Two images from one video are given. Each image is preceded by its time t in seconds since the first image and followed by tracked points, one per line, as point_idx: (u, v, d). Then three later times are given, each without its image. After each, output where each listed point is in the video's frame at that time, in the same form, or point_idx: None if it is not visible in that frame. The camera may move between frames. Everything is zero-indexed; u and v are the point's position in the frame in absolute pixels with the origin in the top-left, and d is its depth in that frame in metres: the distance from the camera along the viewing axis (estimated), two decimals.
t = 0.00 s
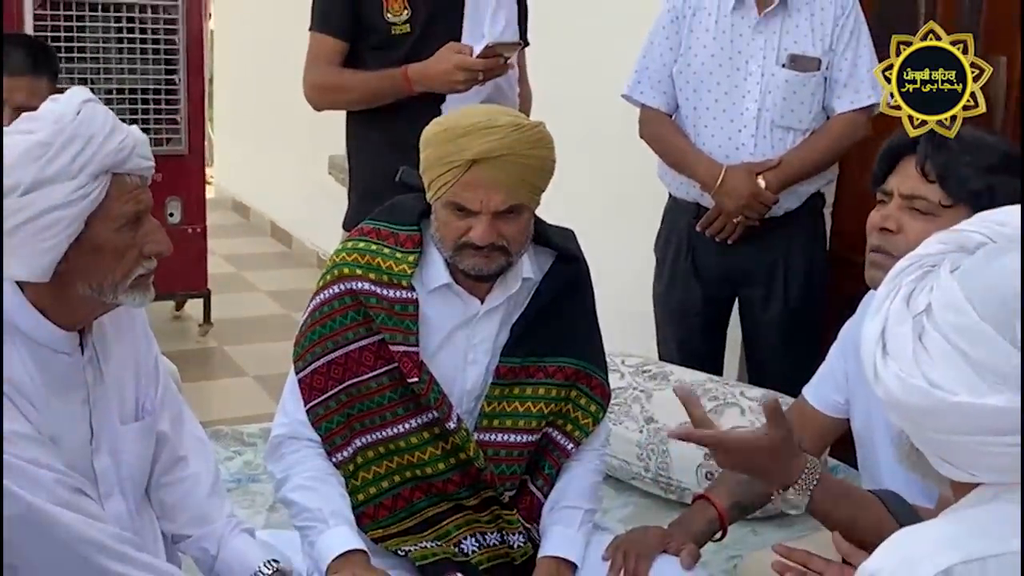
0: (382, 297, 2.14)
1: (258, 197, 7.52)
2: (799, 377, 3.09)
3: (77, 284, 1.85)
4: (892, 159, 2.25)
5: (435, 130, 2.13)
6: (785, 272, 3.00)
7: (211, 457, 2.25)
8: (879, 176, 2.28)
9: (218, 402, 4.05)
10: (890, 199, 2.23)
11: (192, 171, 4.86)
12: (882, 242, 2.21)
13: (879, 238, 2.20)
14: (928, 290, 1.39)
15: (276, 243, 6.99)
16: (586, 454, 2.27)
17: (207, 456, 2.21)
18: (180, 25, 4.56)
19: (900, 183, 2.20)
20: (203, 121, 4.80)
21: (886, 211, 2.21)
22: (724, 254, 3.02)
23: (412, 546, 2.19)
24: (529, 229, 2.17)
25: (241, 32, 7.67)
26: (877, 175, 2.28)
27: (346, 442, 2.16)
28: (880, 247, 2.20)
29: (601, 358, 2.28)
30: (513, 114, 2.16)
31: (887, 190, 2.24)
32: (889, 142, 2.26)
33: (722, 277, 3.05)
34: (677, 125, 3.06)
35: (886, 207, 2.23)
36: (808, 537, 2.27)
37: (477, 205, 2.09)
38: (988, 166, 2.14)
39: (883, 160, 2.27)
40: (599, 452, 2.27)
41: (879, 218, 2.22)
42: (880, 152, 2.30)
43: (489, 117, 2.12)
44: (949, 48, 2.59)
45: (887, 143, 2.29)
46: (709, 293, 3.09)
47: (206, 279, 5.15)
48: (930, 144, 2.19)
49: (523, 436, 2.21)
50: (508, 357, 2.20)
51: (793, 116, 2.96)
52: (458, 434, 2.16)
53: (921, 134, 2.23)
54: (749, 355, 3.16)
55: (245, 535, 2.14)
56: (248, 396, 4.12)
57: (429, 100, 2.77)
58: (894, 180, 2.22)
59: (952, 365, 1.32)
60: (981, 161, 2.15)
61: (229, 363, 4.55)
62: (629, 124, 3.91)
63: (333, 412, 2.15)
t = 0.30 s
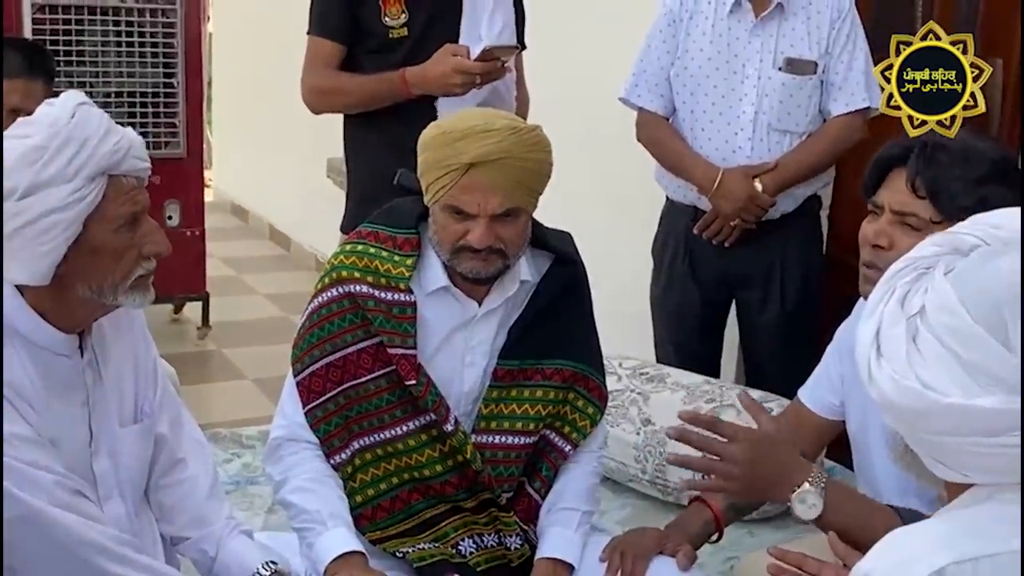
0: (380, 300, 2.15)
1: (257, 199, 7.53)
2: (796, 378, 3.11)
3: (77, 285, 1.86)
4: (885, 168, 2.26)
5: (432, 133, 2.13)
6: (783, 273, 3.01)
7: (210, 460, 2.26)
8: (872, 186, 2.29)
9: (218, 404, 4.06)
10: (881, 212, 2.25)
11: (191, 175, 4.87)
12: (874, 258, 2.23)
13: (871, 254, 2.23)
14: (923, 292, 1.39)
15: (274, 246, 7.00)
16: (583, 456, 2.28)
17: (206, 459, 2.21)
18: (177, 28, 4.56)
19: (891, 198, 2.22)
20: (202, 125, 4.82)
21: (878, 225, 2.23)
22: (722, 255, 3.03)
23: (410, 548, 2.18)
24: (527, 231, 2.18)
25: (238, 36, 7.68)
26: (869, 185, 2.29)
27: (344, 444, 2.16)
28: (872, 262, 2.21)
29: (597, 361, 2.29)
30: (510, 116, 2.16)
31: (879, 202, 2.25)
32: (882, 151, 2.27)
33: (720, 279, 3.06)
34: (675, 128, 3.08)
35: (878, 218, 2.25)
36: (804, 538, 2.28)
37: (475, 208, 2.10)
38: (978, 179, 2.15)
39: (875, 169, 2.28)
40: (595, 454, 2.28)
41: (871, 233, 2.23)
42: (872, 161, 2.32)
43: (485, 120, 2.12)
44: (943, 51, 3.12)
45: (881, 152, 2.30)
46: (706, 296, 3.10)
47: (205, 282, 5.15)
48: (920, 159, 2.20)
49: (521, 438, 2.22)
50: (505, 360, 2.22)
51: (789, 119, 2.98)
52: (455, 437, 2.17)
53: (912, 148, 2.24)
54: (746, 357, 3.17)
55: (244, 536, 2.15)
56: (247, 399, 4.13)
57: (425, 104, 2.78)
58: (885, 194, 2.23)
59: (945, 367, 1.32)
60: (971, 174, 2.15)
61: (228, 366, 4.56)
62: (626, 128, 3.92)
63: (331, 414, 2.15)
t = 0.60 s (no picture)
0: (392, 301, 2.40)
1: (278, 208, 7.82)
2: (767, 371, 3.42)
3: (118, 291, 2.08)
4: (844, 190, 2.50)
5: (438, 152, 2.38)
6: (754, 276, 3.33)
7: (237, 446, 2.50)
8: (830, 208, 2.54)
9: (244, 394, 4.33)
10: (842, 231, 2.50)
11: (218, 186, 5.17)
12: (840, 272, 2.48)
13: (836, 270, 2.48)
14: (873, 295, 1.55)
15: (294, 253, 7.28)
16: (575, 441, 2.53)
17: (234, 444, 2.44)
18: (208, 56, 5.05)
19: (850, 218, 2.46)
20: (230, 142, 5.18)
21: (840, 243, 2.48)
22: (702, 260, 3.35)
23: (419, 524, 2.43)
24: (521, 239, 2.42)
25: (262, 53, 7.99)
26: (828, 208, 2.54)
27: (358, 431, 2.40)
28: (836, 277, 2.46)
29: (588, 356, 2.54)
30: (508, 137, 2.41)
31: (840, 223, 2.50)
32: (842, 175, 2.51)
33: (697, 283, 3.39)
34: (656, 146, 3.42)
35: (840, 238, 2.50)
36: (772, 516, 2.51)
37: (476, 218, 2.34)
38: (929, 198, 2.37)
39: (831, 196, 2.54)
40: (586, 440, 2.53)
41: (835, 252, 2.49)
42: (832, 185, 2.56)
43: (486, 141, 2.36)
44: (943, 53, 3.59)
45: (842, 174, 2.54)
46: (686, 298, 3.43)
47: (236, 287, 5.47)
48: (875, 183, 2.43)
49: (518, 425, 2.47)
50: (505, 354, 2.47)
51: (760, 138, 3.30)
52: (460, 423, 2.42)
53: (868, 171, 2.47)
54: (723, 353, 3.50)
55: (268, 515, 2.38)
56: (271, 390, 4.39)
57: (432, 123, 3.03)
58: (845, 215, 2.48)
59: (894, 360, 1.46)
60: (919, 195, 2.37)
61: (253, 360, 4.83)
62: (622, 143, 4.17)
63: (347, 403, 2.40)
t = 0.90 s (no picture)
0: (395, 302, 2.52)
1: (288, 211, 7.94)
2: (754, 369, 3.56)
3: (135, 298, 2.18)
4: (834, 193, 2.59)
5: (438, 160, 2.50)
6: (743, 278, 3.46)
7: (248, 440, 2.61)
8: (822, 209, 2.63)
9: (255, 391, 4.46)
10: (835, 231, 2.57)
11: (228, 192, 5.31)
12: (830, 271, 2.56)
13: (826, 267, 2.56)
14: (864, 293, 1.57)
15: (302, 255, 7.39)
16: (570, 436, 2.66)
17: (244, 439, 2.53)
18: (221, 69, 5.33)
19: (842, 218, 2.54)
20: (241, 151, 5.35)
21: (832, 241, 2.56)
22: (692, 264, 3.47)
23: (421, 515, 2.54)
24: (518, 243, 2.53)
25: (270, 59, 8.12)
26: (821, 208, 2.62)
27: (363, 427, 2.52)
28: (825, 275, 2.55)
29: (583, 355, 2.67)
30: (505, 146, 2.52)
31: (832, 223, 2.58)
32: (834, 178, 2.60)
33: (688, 285, 3.51)
34: (648, 154, 3.57)
35: (831, 237, 2.57)
36: (758, 508, 2.63)
37: (474, 224, 2.45)
38: (916, 203, 2.47)
39: (824, 196, 2.62)
40: (580, 435, 2.66)
41: (827, 249, 2.56)
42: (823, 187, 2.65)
43: (483, 149, 2.48)
44: (943, 53, 3.75)
45: (832, 178, 2.64)
46: (676, 300, 3.56)
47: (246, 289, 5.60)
48: (868, 185, 2.52)
49: (516, 421, 2.58)
50: (503, 353, 2.59)
51: (746, 147, 3.45)
52: (460, 420, 2.53)
53: (861, 174, 2.56)
54: (712, 352, 3.63)
55: (278, 506, 2.48)
56: (281, 387, 4.51)
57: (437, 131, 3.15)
58: (837, 215, 2.56)
59: (880, 360, 1.48)
60: (908, 197, 2.47)
61: (263, 359, 4.95)
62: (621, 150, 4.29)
63: (353, 400, 2.51)
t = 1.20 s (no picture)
0: (397, 304, 2.61)
1: (293, 216, 8.03)
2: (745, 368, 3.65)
3: (145, 298, 2.25)
4: (820, 199, 2.69)
5: (440, 167, 2.59)
6: (734, 280, 3.55)
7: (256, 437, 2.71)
8: (809, 214, 2.72)
9: (262, 390, 4.54)
10: (820, 235, 2.67)
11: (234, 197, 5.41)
12: (817, 273, 2.66)
13: (814, 271, 2.66)
14: (838, 303, 1.66)
15: (307, 259, 7.49)
16: (567, 432, 2.76)
17: (251, 436, 2.61)
18: (229, 78, 5.44)
19: (828, 224, 2.63)
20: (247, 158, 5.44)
21: (818, 245, 2.66)
22: (685, 267, 3.57)
23: (423, 510, 2.63)
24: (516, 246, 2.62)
25: (276, 66, 8.21)
26: (808, 212, 2.72)
27: (366, 425, 2.61)
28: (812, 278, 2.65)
29: (579, 355, 2.76)
30: (504, 153, 2.62)
31: (818, 227, 2.67)
32: (820, 184, 2.70)
33: (681, 287, 3.60)
34: (641, 161, 3.66)
35: (817, 241, 2.67)
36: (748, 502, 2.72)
37: (474, 228, 2.54)
38: (900, 209, 2.56)
39: (811, 201, 2.71)
40: (576, 432, 2.76)
41: (813, 254, 2.67)
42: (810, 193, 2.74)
43: (483, 156, 2.57)
44: (944, 52, 3.85)
45: (819, 184, 2.73)
46: (669, 301, 3.65)
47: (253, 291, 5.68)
48: (853, 190, 2.61)
49: (515, 418, 2.68)
50: (503, 353, 2.68)
51: (736, 154, 3.55)
52: (461, 417, 2.63)
53: (846, 180, 2.65)
54: (704, 352, 3.72)
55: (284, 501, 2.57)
56: (288, 386, 4.60)
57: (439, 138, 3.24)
58: (822, 221, 2.66)
59: (856, 361, 1.56)
60: (892, 202, 2.57)
61: (269, 360, 5.03)
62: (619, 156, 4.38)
63: (357, 398, 2.60)
